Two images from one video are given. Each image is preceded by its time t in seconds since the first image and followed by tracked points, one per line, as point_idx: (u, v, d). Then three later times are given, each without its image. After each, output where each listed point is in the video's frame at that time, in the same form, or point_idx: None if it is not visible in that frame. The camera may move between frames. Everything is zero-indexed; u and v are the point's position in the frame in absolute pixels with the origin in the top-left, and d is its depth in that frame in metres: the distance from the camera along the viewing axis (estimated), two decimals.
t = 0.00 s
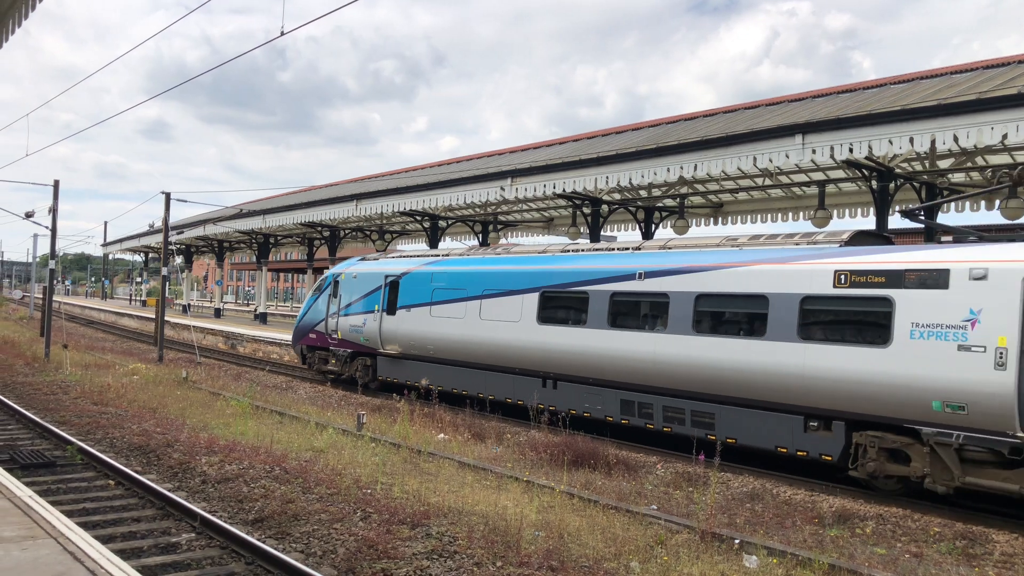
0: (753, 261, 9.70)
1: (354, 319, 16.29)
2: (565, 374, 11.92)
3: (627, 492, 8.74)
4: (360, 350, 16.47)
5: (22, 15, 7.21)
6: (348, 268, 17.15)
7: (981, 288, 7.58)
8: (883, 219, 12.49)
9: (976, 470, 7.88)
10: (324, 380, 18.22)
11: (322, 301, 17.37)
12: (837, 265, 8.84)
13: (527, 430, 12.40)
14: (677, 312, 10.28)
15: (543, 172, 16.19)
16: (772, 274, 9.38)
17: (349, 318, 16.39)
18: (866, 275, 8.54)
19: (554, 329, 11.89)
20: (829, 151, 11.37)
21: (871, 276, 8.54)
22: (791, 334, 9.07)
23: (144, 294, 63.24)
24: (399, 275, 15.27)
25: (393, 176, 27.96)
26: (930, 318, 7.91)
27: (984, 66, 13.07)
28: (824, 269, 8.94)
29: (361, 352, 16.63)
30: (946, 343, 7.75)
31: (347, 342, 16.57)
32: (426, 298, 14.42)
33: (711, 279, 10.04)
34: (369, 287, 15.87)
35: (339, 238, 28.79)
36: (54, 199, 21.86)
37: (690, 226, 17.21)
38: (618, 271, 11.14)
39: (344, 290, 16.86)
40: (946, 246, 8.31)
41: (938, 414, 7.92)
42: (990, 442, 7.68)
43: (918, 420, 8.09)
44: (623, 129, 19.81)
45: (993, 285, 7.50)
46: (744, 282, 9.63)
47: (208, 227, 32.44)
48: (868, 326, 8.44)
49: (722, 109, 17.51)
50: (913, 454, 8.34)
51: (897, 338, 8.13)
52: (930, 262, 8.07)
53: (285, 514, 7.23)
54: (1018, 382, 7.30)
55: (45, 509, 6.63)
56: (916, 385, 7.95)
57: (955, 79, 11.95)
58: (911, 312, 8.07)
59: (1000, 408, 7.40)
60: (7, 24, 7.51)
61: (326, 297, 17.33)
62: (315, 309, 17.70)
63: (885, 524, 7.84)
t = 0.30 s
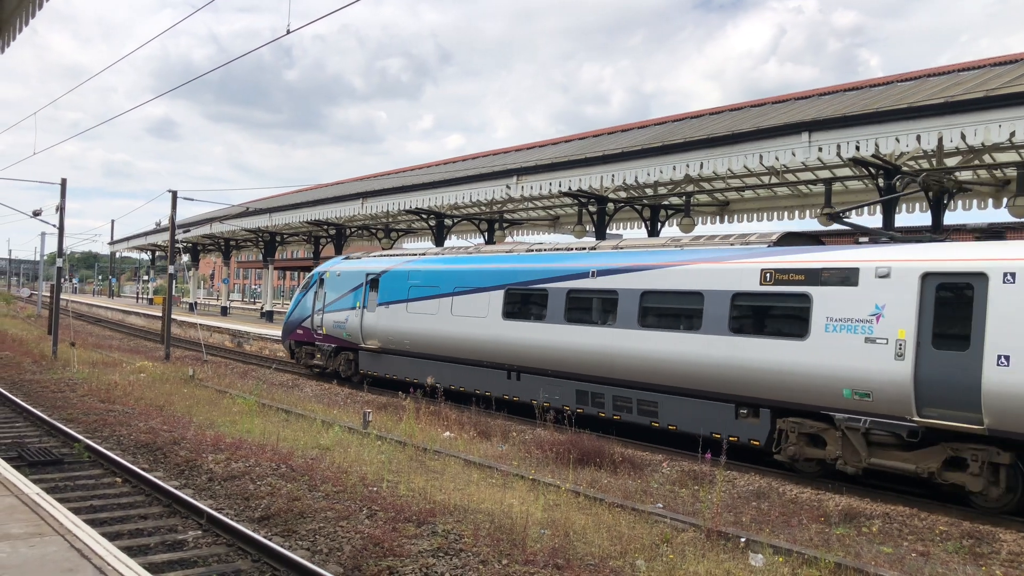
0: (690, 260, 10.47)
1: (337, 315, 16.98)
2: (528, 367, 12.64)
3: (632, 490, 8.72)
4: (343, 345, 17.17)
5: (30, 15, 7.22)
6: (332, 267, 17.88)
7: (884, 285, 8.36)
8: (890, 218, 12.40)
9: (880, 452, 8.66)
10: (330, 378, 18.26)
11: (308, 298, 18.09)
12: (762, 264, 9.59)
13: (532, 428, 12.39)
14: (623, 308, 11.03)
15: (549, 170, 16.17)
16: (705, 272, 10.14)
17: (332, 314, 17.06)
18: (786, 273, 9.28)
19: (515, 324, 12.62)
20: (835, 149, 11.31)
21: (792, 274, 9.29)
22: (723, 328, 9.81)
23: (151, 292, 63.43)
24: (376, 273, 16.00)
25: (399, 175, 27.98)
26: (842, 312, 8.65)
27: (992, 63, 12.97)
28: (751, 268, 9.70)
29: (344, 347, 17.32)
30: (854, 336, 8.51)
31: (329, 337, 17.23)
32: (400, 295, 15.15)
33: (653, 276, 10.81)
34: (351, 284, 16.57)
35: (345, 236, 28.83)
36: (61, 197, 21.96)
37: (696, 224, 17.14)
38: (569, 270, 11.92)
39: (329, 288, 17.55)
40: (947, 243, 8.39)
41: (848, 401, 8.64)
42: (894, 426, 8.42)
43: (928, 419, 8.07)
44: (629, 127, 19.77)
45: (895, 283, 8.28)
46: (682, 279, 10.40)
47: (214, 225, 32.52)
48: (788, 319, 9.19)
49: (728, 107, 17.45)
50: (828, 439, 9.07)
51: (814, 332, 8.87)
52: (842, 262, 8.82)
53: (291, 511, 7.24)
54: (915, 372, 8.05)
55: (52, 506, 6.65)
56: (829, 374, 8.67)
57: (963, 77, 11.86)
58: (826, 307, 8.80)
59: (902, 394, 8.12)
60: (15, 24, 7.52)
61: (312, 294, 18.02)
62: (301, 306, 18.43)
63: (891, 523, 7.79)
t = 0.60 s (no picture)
0: (633, 262, 11.23)
1: (318, 313, 17.85)
2: (490, 361, 13.35)
3: (634, 490, 8.71)
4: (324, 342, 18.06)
5: (33, 14, 7.21)
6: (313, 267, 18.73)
7: (799, 284, 9.11)
8: (893, 218, 12.36)
9: (796, 438, 9.42)
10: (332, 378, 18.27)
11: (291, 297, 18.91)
12: (695, 264, 10.34)
13: (534, 428, 12.40)
14: (575, 305, 11.77)
15: (551, 170, 16.15)
16: (645, 272, 10.90)
17: (314, 312, 17.92)
18: (715, 273, 10.02)
19: (479, 321, 13.32)
20: (838, 148, 11.29)
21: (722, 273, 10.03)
22: (659, 323, 10.53)
23: (153, 292, 63.60)
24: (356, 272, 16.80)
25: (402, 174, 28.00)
26: (762, 309, 9.37)
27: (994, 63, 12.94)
28: (685, 268, 10.46)
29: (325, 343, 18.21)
30: (770, 331, 9.25)
31: (312, 334, 18.11)
32: (377, 293, 15.93)
33: (601, 276, 11.56)
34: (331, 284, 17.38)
35: (347, 236, 28.84)
36: (65, 197, 21.99)
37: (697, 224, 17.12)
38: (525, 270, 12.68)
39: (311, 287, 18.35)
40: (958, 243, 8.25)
41: (767, 391, 9.35)
42: (805, 414, 9.15)
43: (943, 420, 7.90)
44: (631, 126, 19.76)
45: (808, 282, 9.02)
46: (626, 279, 11.14)
47: (216, 224, 32.54)
48: (715, 316, 9.92)
49: (731, 107, 17.44)
50: (750, 426, 9.83)
51: (736, 327, 9.59)
52: (765, 262, 9.55)
53: (293, 511, 7.25)
54: (824, 363, 8.77)
55: (55, 505, 6.67)
56: (750, 365, 9.39)
57: (966, 76, 11.83)
58: (748, 304, 9.53)
59: (813, 384, 8.84)
60: (18, 23, 7.52)
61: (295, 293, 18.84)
62: (286, 305, 19.33)
63: (894, 523, 7.78)
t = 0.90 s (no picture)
0: (580, 264, 12.08)
1: (300, 313, 18.73)
2: (456, 358, 14.15)
3: (634, 492, 8.72)
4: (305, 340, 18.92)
5: (34, 15, 7.23)
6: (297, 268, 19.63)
7: (721, 285, 9.94)
8: (893, 220, 12.36)
9: (720, 426, 10.25)
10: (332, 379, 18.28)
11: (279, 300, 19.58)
12: (635, 267, 11.17)
13: (534, 429, 12.42)
14: (531, 305, 12.60)
15: (552, 172, 16.16)
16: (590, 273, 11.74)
17: (297, 312, 18.75)
18: (651, 274, 10.86)
19: (445, 319, 14.17)
20: (838, 150, 11.30)
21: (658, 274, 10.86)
22: (603, 321, 11.37)
23: (154, 293, 63.65)
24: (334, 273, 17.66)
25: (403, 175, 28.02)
26: (690, 308, 10.20)
27: (994, 65, 12.96)
28: (626, 270, 11.29)
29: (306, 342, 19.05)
30: (697, 328, 10.08)
31: (294, 333, 18.93)
32: (354, 292, 16.80)
33: (554, 277, 12.39)
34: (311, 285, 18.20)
35: (347, 238, 28.85)
36: (65, 198, 22.01)
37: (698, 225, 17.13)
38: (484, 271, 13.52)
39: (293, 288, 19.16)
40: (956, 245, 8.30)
41: (694, 383, 10.17)
42: (727, 405, 9.97)
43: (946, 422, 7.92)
44: (632, 128, 19.78)
45: (730, 283, 9.86)
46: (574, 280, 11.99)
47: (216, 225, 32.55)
48: (650, 314, 10.76)
49: (731, 108, 17.47)
50: (681, 416, 10.67)
51: (668, 325, 10.41)
52: (694, 264, 10.38)
53: (293, 512, 7.25)
54: (742, 358, 9.56)
55: (55, 506, 6.67)
56: (679, 359, 10.21)
57: (966, 78, 11.84)
58: (678, 303, 10.36)
59: (734, 377, 9.63)
60: (20, 24, 7.53)
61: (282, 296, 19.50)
62: (270, 304, 20.23)
63: (893, 525, 7.78)
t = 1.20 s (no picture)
0: (533, 266, 12.85)
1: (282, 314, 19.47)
2: (424, 356, 14.89)
3: (635, 494, 8.71)
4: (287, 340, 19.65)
5: (34, 18, 7.23)
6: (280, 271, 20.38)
7: (654, 287, 10.73)
8: (893, 222, 12.36)
9: (653, 418, 11.05)
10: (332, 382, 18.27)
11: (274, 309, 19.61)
12: (580, 270, 11.93)
13: (535, 432, 12.42)
14: (489, 305, 13.33)
15: (552, 174, 16.16)
16: (540, 275, 12.54)
17: (279, 313, 19.46)
18: (594, 277, 11.65)
19: (413, 319, 14.92)
20: (839, 153, 11.31)
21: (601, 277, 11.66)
22: (553, 320, 12.13)
23: (155, 296, 63.68)
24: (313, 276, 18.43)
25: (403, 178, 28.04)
26: (628, 308, 10.99)
27: (993, 68, 12.99)
28: (573, 273, 12.04)
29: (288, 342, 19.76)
30: (632, 326, 10.87)
31: (277, 333, 19.65)
32: (331, 293, 17.57)
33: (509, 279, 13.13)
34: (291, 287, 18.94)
35: (347, 240, 28.84)
36: (65, 201, 22.01)
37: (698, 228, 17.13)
38: (448, 274, 14.25)
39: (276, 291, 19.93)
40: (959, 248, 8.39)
41: (631, 377, 10.96)
42: (660, 397, 10.76)
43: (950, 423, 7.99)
44: (632, 130, 19.79)
45: (661, 284, 10.65)
46: (526, 282, 12.76)
47: (216, 228, 32.52)
48: (592, 314, 11.56)
49: (731, 111, 17.50)
50: (620, 409, 11.46)
51: (609, 323, 11.20)
52: (632, 267, 11.14)
53: (293, 515, 7.24)
54: (672, 354, 10.34)
55: (54, 509, 6.66)
56: (618, 355, 11.01)
57: (966, 81, 11.85)
58: (618, 304, 11.14)
59: (665, 371, 10.41)
60: (20, 27, 7.54)
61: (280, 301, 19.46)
62: (255, 305, 21.01)
63: (894, 528, 7.77)
